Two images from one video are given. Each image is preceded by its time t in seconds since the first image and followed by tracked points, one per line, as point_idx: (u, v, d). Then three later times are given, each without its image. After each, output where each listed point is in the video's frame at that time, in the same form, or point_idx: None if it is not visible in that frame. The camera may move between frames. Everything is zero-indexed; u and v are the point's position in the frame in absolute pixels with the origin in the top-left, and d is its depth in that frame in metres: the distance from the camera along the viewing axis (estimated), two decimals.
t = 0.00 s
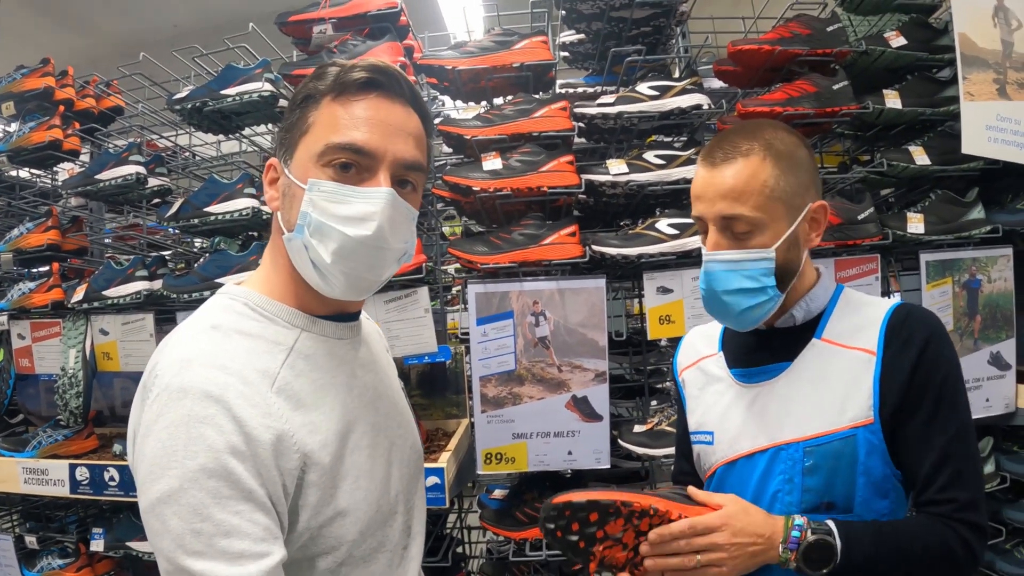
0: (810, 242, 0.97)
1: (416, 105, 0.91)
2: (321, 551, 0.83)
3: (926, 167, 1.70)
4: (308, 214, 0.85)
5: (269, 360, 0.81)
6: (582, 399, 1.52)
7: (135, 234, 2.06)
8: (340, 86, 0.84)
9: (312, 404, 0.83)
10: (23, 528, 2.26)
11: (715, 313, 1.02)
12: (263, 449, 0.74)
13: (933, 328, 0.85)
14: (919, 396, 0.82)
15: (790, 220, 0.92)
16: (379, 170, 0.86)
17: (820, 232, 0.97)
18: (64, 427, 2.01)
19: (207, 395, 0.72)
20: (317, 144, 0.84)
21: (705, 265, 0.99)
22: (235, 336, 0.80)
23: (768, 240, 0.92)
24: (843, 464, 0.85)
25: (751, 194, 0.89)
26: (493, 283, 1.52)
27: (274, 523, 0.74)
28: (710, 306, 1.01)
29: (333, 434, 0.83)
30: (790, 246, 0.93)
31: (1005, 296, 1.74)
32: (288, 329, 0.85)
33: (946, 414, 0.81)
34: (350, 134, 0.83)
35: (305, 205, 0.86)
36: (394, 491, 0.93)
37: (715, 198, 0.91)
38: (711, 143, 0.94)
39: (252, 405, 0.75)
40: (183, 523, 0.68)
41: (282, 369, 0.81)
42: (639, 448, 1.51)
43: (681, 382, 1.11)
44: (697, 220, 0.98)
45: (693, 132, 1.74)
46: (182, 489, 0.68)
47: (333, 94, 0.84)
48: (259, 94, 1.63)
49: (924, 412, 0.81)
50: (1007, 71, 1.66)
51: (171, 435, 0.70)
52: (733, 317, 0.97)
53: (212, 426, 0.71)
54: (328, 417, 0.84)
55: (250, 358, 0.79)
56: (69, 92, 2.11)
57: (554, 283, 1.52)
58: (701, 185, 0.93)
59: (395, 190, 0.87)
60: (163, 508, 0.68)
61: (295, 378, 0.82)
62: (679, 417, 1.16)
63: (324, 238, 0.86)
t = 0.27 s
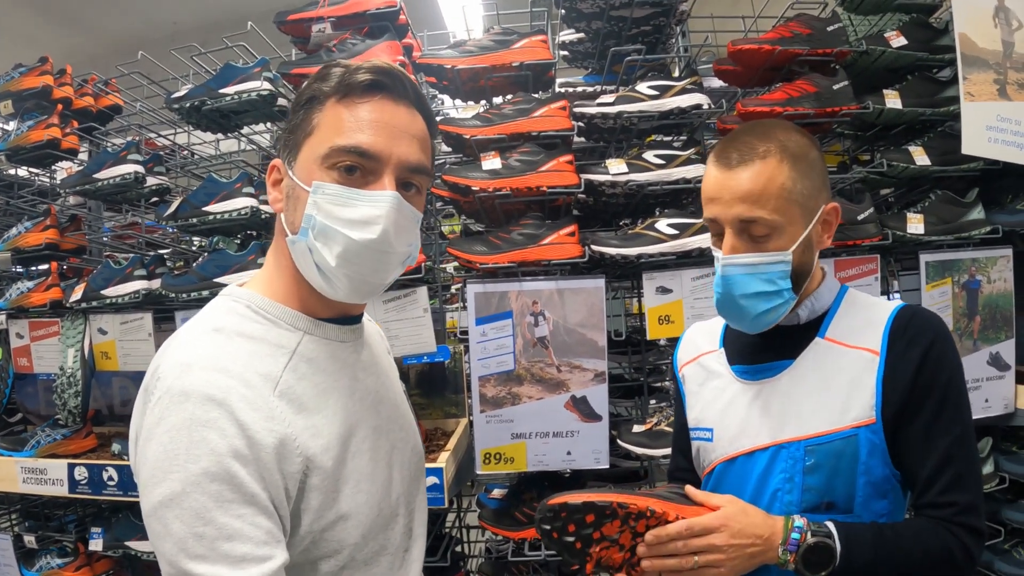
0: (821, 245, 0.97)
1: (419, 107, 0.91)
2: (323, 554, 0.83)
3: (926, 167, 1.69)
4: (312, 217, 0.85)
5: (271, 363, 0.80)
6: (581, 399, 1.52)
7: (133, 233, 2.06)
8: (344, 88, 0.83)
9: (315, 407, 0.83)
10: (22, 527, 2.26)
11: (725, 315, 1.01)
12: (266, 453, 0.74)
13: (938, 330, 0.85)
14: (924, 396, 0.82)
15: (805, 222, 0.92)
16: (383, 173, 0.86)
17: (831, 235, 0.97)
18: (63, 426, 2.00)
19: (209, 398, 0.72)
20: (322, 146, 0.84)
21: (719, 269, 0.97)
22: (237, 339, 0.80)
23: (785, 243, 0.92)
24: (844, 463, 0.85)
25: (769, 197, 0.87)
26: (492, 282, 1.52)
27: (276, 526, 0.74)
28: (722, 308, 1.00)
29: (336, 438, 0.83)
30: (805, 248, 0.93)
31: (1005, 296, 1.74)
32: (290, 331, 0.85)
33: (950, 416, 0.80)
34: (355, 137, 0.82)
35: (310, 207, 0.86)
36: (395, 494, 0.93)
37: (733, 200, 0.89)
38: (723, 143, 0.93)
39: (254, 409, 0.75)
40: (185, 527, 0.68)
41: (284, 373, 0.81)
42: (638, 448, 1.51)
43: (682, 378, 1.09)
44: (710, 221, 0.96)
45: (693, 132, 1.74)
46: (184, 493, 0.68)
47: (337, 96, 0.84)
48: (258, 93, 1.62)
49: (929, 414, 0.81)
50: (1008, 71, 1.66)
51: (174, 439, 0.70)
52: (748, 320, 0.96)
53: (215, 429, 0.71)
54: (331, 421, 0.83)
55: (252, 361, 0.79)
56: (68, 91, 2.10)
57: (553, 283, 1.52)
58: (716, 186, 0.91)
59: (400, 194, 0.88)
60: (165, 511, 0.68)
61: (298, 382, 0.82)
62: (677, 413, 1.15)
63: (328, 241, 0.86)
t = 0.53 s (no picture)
0: (826, 241, 0.97)
1: (422, 108, 0.91)
2: (324, 552, 0.83)
3: (925, 167, 1.70)
4: (315, 217, 0.86)
5: (272, 362, 0.81)
6: (582, 399, 1.52)
7: (133, 234, 2.06)
8: (347, 89, 0.84)
9: (316, 406, 0.83)
10: (22, 529, 2.26)
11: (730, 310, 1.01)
12: (267, 451, 0.74)
13: (941, 329, 0.85)
14: (927, 395, 0.82)
15: (812, 217, 0.92)
16: (386, 175, 0.87)
17: (836, 231, 0.98)
18: (63, 427, 2.00)
19: (211, 397, 0.72)
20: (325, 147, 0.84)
21: (726, 262, 0.97)
22: (239, 338, 0.80)
23: (792, 238, 0.92)
24: (847, 461, 0.86)
25: (778, 190, 0.88)
26: (493, 283, 1.52)
27: (278, 524, 0.74)
28: (728, 303, 0.99)
29: (337, 436, 0.83)
30: (810, 243, 0.93)
31: (1004, 296, 1.75)
32: (292, 330, 0.86)
33: (953, 413, 0.81)
34: (358, 138, 0.83)
35: (313, 207, 0.86)
36: (395, 492, 0.93)
37: (743, 192, 0.89)
38: (731, 137, 0.94)
39: (256, 407, 0.75)
40: (187, 525, 0.68)
41: (286, 371, 0.81)
42: (639, 448, 1.51)
43: (683, 376, 1.10)
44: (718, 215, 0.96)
45: (693, 132, 1.74)
46: (186, 491, 0.68)
47: (341, 97, 0.84)
48: (259, 94, 1.62)
49: (932, 412, 0.81)
50: (1006, 71, 1.67)
51: (176, 437, 0.70)
52: (753, 314, 0.96)
53: (217, 428, 0.71)
54: (332, 419, 0.84)
55: (254, 360, 0.79)
56: (68, 92, 2.10)
57: (554, 283, 1.52)
58: (726, 178, 0.91)
59: (402, 195, 0.88)
60: (167, 509, 0.68)
61: (299, 380, 0.82)
62: (679, 411, 1.15)
63: (330, 241, 0.86)
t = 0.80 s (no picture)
0: (833, 241, 0.97)
1: (425, 107, 0.90)
2: (327, 552, 0.83)
3: (929, 168, 1.70)
4: (318, 216, 0.85)
5: (276, 361, 0.80)
6: (585, 399, 1.52)
7: (135, 232, 2.06)
8: (349, 88, 0.83)
9: (319, 405, 0.82)
10: (22, 527, 2.25)
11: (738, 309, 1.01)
12: (271, 451, 0.74)
13: (948, 331, 0.84)
14: (935, 396, 0.82)
15: (820, 217, 0.92)
16: (390, 174, 0.86)
17: (844, 232, 0.97)
18: (65, 425, 1.99)
19: (215, 396, 0.72)
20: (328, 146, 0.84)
21: (735, 262, 0.96)
22: (242, 338, 0.80)
23: (800, 238, 0.92)
24: (854, 463, 0.85)
25: (786, 190, 0.88)
26: (496, 282, 1.52)
27: (281, 524, 0.74)
28: (736, 302, 0.99)
29: (340, 436, 0.83)
30: (818, 243, 0.93)
31: (1007, 298, 1.74)
32: (295, 329, 0.85)
33: (960, 415, 0.80)
34: (362, 137, 0.82)
35: (316, 206, 0.85)
36: (398, 491, 0.93)
37: (752, 191, 0.89)
38: (738, 138, 0.94)
39: (259, 406, 0.75)
40: (190, 524, 0.68)
41: (289, 370, 0.81)
42: (642, 448, 1.51)
43: (690, 377, 1.09)
44: (726, 215, 0.96)
45: (697, 132, 1.74)
46: (190, 490, 0.68)
47: (345, 96, 0.83)
48: (262, 93, 1.62)
49: (938, 414, 0.81)
50: (1010, 73, 1.66)
51: (179, 437, 0.70)
52: (762, 313, 0.96)
53: (220, 427, 0.71)
54: (335, 419, 0.83)
55: (257, 359, 0.79)
56: (71, 89, 2.10)
57: (558, 283, 1.52)
58: (735, 176, 0.90)
59: (405, 194, 0.88)
60: (171, 508, 0.68)
61: (302, 380, 0.82)
62: (684, 411, 1.15)
63: (334, 240, 0.86)
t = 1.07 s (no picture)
0: (835, 239, 0.97)
1: (426, 108, 0.90)
2: (327, 553, 0.82)
3: (929, 167, 1.70)
4: (318, 217, 0.86)
5: (275, 363, 0.80)
6: (586, 399, 1.52)
7: (135, 232, 2.06)
8: (349, 89, 0.83)
9: (318, 406, 0.82)
10: (23, 527, 2.25)
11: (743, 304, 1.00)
12: (270, 452, 0.74)
13: (949, 332, 0.84)
14: (935, 396, 0.82)
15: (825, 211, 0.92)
16: (390, 175, 0.86)
17: (845, 229, 0.98)
18: (65, 426, 1.99)
19: (214, 397, 0.72)
20: (328, 147, 0.84)
21: (743, 254, 0.95)
22: (241, 339, 0.80)
23: (806, 232, 0.92)
24: (855, 462, 0.85)
25: (793, 182, 0.88)
26: (497, 282, 1.52)
27: (280, 525, 0.74)
28: (742, 297, 0.98)
29: (339, 437, 0.83)
30: (823, 238, 0.93)
31: (1007, 296, 1.75)
32: (294, 330, 0.85)
33: (959, 415, 0.80)
34: (362, 139, 0.82)
35: (316, 208, 0.86)
36: (397, 493, 0.93)
37: (759, 183, 0.89)
38: (740, 133, 0.94)
39: (258, 408, 0.75)
40: (189, 526, 0.67)
41: (288, 372, 0.81)
42: (643, 448, 1.51)
43: (690, 377, 1.09)
44: (731, 208, 0.95)
45: (697, 131, 1.74)
46: (188, 492, 0.68)
47: (344, 97, 0.83)
48: (262, 92, 1.61)
49: (939, 413, 0.80)
50: (1010, 72, 1.66)
51: (178, 439, 0.70)
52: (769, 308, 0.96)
53: (219, 429, 0.71)
54: (335, 420, 0.83)
55: (256, 360, 0.79)
56: (70, 89, 2.09)
57: (558, 282, 1.52)
58: (740, 168, 0.90)
59: (405, 195, 0.88)
60: (169, 510, 0.68)
61: (301, 381, 0.82)
62: (685, 412, 1.15)
63: (334, 241, 0.86)
